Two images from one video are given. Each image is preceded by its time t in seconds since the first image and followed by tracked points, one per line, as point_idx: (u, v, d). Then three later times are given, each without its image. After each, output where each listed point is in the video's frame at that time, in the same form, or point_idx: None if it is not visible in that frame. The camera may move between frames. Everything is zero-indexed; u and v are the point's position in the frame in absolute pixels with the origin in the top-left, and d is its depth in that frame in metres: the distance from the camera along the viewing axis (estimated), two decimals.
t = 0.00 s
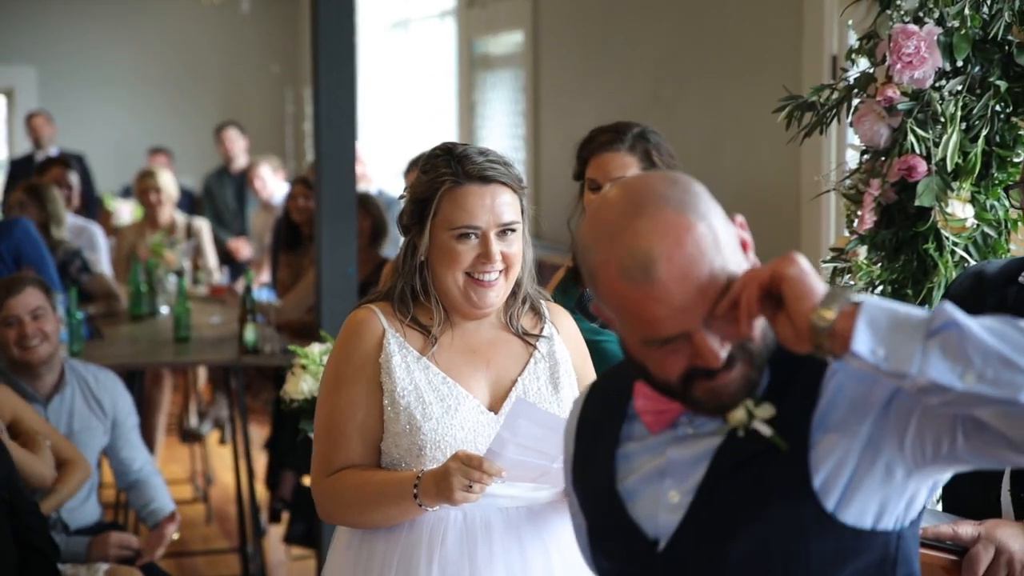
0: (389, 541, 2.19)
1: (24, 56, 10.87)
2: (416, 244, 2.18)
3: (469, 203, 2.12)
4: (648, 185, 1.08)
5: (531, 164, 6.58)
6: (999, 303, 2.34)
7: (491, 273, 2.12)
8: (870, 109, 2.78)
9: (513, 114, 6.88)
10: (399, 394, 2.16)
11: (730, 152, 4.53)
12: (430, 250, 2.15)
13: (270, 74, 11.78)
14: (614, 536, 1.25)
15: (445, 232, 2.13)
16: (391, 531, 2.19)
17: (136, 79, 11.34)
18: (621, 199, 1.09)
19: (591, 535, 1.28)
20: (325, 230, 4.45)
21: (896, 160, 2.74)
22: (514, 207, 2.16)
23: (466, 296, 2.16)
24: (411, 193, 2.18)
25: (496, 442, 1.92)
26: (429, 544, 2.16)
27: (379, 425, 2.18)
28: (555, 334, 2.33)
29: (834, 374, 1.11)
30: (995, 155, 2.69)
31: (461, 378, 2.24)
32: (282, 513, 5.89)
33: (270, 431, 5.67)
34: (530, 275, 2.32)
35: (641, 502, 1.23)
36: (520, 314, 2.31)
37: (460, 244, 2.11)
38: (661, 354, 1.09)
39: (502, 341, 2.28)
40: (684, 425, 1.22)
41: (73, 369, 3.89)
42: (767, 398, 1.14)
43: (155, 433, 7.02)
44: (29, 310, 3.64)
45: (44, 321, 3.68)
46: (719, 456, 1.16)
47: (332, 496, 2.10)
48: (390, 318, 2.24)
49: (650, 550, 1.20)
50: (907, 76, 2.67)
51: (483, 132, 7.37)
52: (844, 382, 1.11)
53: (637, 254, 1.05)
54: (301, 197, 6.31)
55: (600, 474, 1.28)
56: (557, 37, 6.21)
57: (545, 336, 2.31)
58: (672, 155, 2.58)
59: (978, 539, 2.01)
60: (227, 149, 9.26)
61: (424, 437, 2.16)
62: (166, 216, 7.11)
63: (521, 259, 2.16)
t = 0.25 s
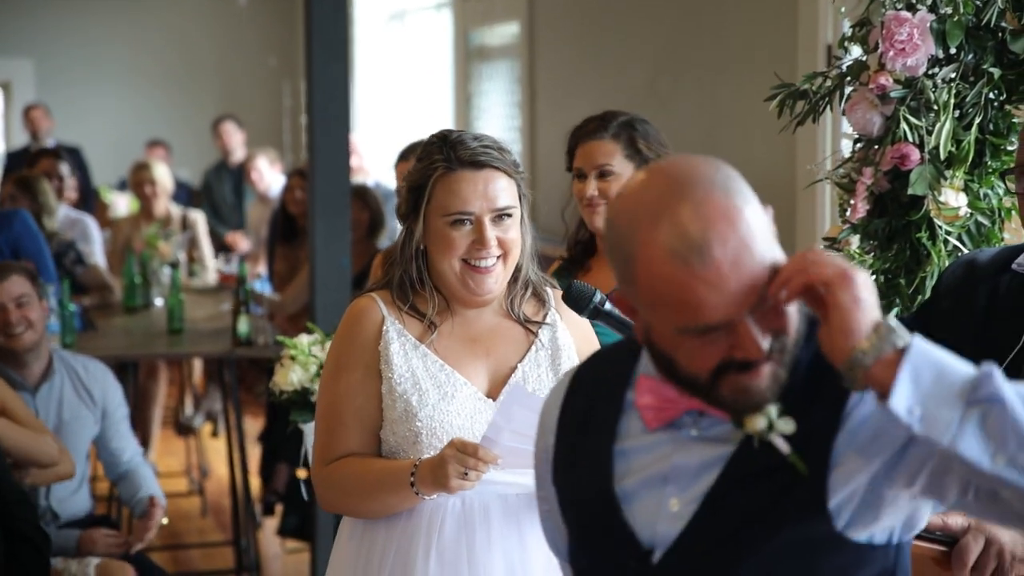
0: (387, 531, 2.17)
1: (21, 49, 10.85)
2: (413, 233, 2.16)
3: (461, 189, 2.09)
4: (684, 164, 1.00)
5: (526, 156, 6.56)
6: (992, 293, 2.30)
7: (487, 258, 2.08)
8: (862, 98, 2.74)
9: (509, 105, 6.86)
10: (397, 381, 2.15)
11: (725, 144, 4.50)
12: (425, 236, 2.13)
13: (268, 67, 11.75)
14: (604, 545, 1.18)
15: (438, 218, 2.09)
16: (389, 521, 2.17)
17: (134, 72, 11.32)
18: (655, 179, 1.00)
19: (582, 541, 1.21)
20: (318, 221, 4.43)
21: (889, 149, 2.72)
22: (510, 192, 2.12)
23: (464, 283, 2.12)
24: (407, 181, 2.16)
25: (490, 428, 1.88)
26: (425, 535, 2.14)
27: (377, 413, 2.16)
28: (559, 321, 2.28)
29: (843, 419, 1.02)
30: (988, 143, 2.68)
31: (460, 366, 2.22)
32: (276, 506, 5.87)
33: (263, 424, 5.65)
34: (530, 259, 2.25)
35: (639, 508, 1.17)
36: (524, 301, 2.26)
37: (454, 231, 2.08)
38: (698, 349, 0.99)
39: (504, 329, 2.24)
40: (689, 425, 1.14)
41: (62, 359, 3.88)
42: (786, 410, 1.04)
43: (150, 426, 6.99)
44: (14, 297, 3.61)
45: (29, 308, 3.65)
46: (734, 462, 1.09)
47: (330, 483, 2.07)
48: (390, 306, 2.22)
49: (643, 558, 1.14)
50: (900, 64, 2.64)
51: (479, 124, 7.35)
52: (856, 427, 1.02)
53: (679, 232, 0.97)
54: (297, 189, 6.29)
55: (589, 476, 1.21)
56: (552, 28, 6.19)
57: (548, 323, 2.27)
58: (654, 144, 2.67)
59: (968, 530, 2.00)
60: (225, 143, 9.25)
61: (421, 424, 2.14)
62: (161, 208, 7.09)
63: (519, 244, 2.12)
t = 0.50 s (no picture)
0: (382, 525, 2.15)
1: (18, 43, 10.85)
2: (410, 222, 2.13)
3: (455, 175, 2.07)
4: (740, 146, 1.06)
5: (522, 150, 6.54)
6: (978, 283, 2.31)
7: (482, 246, 2.06)
8: (853, 87, 2.73)
9: (504, 98, 6.84)
10: (393, 373, 2.11)
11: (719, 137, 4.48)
12: (420, 224, 2.11)
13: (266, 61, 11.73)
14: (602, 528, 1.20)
15: (432, 205, 2.08)
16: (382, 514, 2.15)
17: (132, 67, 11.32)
18: (715, 158, 1.06)
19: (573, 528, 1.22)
20: (310, 214, 4.42)
21: (879, 139, 2.70)
22: (506, 179, 2.09)
23: (459, 271, 2.09)
24: (402, 170, 2.14)
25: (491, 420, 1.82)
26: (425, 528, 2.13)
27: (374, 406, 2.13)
28: (555, 312, 2.24)
29: (797, 406, 1.04)
30: (979, 133, 2.66)
31: (456, 358, 2.18)
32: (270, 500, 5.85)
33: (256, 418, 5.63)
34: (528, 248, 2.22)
35: (645, 499, 1.18)
36: (520, 291, 2.22)
37: (448, 218, 2.06)
38: (741, 338, 1.05)
39: (501, 320, 2.19)
40: (698, 415, 1.18)
41: (49, 350, 3.88)
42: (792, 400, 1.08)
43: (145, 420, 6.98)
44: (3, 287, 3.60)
45: (19, 298, 3.65)
46: (752, 457, 1.11)
47: (328, 479, 2.04)
48: (387, 298, 2.18)
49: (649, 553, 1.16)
50: (890, 54, 2.63)
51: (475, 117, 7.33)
52: (804, 410, 1.04)
53: (738, 220, 1.02)
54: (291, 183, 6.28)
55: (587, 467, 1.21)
56: (548, 22, 6.17)
57: (545, 314, 2.22)
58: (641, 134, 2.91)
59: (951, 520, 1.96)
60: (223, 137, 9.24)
61: (417, 417, 2.11)
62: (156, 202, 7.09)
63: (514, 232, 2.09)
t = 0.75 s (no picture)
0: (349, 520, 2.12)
1: None
2: (369, 216, 2.10)
3: (412, 164, 2.04)
4: (678, 137, 0.98)
5: (498, 146, 6.53)
6: (943, 275, 2.32)
7: (443, 234, 2.03)
8: (820, 79, 2.71)
9: (481, 94, 6.83)
10: (357, 366, 2.08)
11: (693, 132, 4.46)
12: (378, 215, 2.08)
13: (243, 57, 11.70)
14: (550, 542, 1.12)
15: (390, 196, 2.05)
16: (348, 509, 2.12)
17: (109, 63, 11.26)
18: (653, 150, 0.98)
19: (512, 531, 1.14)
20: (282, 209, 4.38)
21: (845, 130, 2.68)
22: (465, 167, 2.07)
23: (419, 260, 2.06)
24: (361, 162, 2.12)
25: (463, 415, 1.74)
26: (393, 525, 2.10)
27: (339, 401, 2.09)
28: (520, 301, 2.22)
29: (755, 402, 0.98)
30: (945, 125, 2.65)
31: (421, 351, 2.17)
32: (243, 497, 5.83)
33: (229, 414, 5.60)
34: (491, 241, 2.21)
35: (598, 514, 1.10)
36: (483, 279, 2.20)
37: (407, 207, 2.03)
38: (687, 345, 0.96)
39: (465, 311, 2.17)
40: (645, 422, 1.10)
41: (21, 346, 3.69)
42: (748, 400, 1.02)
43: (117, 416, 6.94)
44: None
45: None
46: (706, 465, 1.04)
47: (292, 474, 1.97)
48: (350, 291, 2.14)
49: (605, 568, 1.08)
50: (856, 45, 2.61)
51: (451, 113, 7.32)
52: (762, 407, 0.98)
53: (674, 216, 0.94)
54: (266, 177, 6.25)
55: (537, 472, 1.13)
56: (523, 18, 6.16)
57: (509, 304, 2.20)
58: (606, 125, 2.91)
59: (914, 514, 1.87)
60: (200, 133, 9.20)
61: (384, 411, 2.09)
62: (130, 197, 7.05)
63: (474, 221, 2.08)
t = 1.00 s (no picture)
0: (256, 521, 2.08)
1: None
2: (274, 210, 2.07)
3: (313, 156, 2.02)
4: (511, 141, 0.95)
5: (413, 140, 6.54)
6: (848, 268, 2.36)
7: (347, 224, 2.02)
8: (729, 73, 2.75)
9: (395, 88, 6.85)
10: (267, 363, 2.02)
11: (606, 127, 4.49)
12: (282, 208, 2.05)
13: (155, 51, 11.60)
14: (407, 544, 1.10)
15: (293, 188, 2.03)
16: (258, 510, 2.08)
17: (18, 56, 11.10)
18: (482, 151, 0.95)
19: (391, 531, 1.11)
20: (194, 203, 4.35)
21: (753, 124, 2.72)
22: (368, 158, 2.06)
23: (325, 251, 2.05)
24: (264, 157, 2.10)
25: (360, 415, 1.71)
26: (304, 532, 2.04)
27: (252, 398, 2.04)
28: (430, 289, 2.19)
29: (575, 443, 0.96)
30: (851, 120, 2.69)
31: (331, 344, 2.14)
32: (157, 493, 5.80)
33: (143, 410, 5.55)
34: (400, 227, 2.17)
35: (448, 518, 1.09)
36: (392, 269, 2.17)
37: (310, 199, 2.01)
38: (504, 361, 0.96)
39: (374, 302, 2.15)
40: (491, 425, 1.08)
41: None
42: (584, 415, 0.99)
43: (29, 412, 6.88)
44: None
45: None
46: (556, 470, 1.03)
47: (201, 469, 1.93)
48: (260, 286, 2.09)
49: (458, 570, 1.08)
50: (764, 40, 2.66)
51: (365, 107, 7.33)
52: (581, 446, 0.97)
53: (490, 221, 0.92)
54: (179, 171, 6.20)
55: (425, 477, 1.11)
56: (436, 13, 6.18)
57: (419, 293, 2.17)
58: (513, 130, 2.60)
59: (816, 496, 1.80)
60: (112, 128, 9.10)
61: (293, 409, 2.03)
62: (41, 192, 6.98)
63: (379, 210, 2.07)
